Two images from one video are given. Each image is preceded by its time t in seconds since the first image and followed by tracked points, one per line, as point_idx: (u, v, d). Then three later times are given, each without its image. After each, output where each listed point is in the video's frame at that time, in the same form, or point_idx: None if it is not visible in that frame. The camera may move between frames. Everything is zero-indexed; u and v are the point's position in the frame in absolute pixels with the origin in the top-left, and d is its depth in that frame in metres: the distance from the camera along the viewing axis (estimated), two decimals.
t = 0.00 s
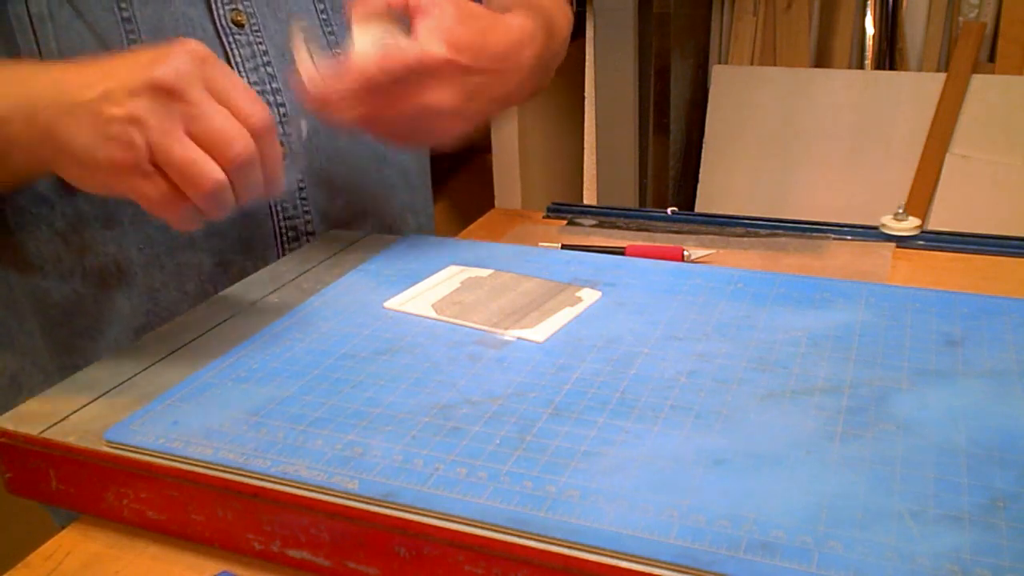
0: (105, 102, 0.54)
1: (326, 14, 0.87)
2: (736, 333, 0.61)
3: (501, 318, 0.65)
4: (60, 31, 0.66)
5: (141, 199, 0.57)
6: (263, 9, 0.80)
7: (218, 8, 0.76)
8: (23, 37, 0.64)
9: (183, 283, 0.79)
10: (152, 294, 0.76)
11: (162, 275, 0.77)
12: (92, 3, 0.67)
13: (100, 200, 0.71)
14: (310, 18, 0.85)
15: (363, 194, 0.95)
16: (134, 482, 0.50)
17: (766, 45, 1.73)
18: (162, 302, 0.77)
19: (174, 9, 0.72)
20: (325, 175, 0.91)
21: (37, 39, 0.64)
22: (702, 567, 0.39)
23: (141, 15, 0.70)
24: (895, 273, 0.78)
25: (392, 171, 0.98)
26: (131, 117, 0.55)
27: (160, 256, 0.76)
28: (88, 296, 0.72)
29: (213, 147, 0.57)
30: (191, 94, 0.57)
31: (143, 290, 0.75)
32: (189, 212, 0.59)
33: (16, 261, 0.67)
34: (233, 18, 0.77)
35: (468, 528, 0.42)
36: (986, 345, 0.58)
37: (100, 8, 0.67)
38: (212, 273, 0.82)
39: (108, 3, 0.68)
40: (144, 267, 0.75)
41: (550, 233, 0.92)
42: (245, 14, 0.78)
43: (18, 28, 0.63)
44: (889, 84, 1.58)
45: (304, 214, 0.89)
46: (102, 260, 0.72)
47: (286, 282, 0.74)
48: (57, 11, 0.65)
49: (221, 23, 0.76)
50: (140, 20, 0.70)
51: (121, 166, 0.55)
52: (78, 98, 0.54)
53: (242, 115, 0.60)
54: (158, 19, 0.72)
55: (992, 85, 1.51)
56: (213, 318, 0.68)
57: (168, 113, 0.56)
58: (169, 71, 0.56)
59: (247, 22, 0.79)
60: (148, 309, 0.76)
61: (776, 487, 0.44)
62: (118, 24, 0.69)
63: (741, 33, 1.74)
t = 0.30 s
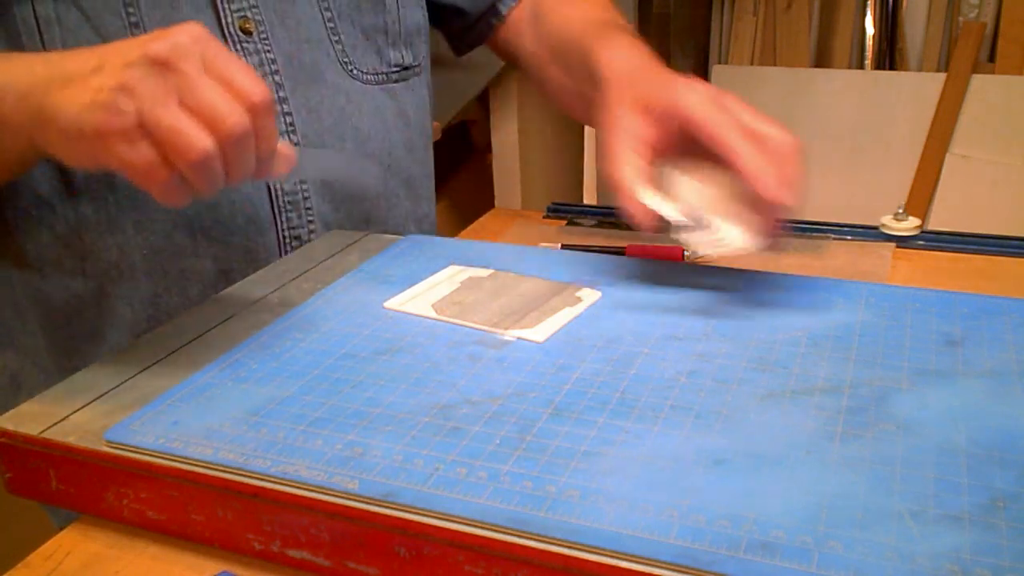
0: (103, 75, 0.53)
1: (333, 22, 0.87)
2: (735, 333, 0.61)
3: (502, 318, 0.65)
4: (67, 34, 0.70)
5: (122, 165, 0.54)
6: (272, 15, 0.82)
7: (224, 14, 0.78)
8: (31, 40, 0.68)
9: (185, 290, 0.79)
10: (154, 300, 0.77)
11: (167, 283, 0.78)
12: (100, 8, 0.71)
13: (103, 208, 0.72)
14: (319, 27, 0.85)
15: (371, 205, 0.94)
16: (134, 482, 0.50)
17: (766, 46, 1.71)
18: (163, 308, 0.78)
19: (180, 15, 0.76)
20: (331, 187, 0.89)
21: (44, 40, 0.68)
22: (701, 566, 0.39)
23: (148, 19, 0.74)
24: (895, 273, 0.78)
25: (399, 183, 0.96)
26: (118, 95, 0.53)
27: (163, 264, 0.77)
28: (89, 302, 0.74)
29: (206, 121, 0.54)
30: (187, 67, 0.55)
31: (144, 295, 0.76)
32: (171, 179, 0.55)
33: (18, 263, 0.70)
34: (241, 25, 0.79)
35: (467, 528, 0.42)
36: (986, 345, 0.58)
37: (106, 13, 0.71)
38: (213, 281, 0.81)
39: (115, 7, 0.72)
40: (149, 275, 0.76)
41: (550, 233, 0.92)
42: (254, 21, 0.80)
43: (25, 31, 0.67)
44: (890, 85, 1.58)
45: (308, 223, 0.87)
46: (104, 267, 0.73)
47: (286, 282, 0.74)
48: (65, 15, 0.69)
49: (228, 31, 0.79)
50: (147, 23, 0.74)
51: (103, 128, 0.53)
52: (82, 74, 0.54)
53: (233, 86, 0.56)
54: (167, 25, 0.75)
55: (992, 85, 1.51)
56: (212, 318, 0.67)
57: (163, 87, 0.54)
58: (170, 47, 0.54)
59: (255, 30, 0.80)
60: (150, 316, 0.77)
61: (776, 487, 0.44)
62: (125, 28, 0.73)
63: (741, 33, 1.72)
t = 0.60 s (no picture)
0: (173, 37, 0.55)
1: (343, 29, 0.88)
2: (735, 333, 0.61)
3: (501, 318, 0.65)
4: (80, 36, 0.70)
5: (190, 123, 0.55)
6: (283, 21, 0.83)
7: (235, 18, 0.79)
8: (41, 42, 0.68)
9: (188, 297, 0.79)
10: (154, 305, 0.77)
11: (167, 290, 0.78)
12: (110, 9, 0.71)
13: (107, 213, 0.73)
14: (328, 35, 0.87)
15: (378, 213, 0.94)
16: (134, 482, 0.50)
17: (766, 45, 1.72)
18: (164, 314, 0.78)
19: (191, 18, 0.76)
20: (336, 194, 0.89)
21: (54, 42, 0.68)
22: (701, 566, 0.39)
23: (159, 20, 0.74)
24: (895, 273, 0.78)
25: (404, 191, 0.96)
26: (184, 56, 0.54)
27: (166, 269, 0.77)
28: (86, 306, 0.74)
29: (277, 83, 0.55)
30: (255, 31, 0.56)
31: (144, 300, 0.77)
32: (240, 139, 0.55)
33: (19, 263, 0.70)
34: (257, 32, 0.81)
35: (468, 528, 0.42)
36: (986, 345, 0.58)
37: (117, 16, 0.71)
38: (216, 288, 0.81)
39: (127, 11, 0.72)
40: (150, 282, 0.76)
41: (550, 233, 0.92)
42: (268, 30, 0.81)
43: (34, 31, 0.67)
44: (889, 85, 1.58)
45: (313, 231, 0.87)
46: (105, 273, 0.74)
47: (285, 282, 0.74)
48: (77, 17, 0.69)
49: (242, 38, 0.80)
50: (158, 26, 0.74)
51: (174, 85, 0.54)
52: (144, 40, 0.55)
53: (297, 57, 0.57)
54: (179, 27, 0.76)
55: (992, 85, 1.52)
56: (212, 318, 0.68)
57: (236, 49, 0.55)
58: (240, 13, 0.56)
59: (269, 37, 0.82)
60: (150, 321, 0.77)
61: (776, 486, 0.44)
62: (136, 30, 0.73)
63: (741, 33, 1.72)
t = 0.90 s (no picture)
0: (233, 60, 0.59)
1: (356, 34, 0.89)
2: (736, 334, 0.61)
3: (501, 318, 0.65)
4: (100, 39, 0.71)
5: (252, 147, 0.59)
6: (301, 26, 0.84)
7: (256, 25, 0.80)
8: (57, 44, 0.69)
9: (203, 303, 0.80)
10: (170, 311, 0.78)
11: (185, 295, 0.79)
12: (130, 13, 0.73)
13: (125, 219, 0.74)
14: (344, 39, 0.88)
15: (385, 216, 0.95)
16: (133, 482, 0.50)
17: (766, 45, 1.72)
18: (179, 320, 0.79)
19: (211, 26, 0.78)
20: (349, 198, 0.91)
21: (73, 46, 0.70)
22: (702, 566, 0.39)
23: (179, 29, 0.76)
24: (895, 273, 0.78)
25: (412, 194, 0.97)
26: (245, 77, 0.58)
27: (184, 274, 0.78)
28: (99, 313, 0.74)
29: (329, 115, 0.61)
30: (310, 61, 0.61)
31: (158, 306, 0.77)
32: (293, 166, 0.61)
33: (34, 270, 0.71)
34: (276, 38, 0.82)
35: (467, 528, 0.42)
36: (986, 345, 0.58)
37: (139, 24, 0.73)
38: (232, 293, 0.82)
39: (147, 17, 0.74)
40: (167, 287, 0.78)
41: (550, 233, 0.92)
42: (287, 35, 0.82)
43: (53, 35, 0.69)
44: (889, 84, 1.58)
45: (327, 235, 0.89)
46: (121, 278, 0.74)
47: (286, 282, 0.74)
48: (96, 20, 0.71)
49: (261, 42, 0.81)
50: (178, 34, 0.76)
51: (243, 114, 0.58)
52: (201, 53, 0.58)
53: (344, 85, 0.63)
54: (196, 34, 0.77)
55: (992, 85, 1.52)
56: (214, 317, 0.68)
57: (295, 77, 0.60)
58: (293, 41, 0.60)
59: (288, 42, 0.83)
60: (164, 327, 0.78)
61: (776, 487, 0.44)
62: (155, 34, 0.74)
63: (741, 34, 1.73)
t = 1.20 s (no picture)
0: (273, 138, 0.58)
1: (361, 40, 0.89)
2: (736, 333, 0.61)
3: (501, 318, 0.65)
4: (115, 48, 0.70)
5: (285, 223, 0.62)
6: (311, 33, 0.84)
7: (269, 32, 0.80)
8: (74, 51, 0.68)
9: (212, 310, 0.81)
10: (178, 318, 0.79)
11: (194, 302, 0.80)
12: (149, 24, 0.72)
13: (138, 227, 0.74)
14: (350, 45, 0.88)
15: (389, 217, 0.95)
16: (134, 482, 0.50)
17: (766, 46, 1.72)
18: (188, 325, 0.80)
19: (225, 34, 0.77)
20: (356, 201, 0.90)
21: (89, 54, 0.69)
22: (701, 566, 0.39)
23: (193, 38, 0.75)
24: (895, 273, 0.78)
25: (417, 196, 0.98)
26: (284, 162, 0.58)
27: (195, 281, 0.79)
28: (109, 321, 0.74)
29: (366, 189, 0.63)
30: (350, 133, 0.62)
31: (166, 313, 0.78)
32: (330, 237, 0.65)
33: (41, 279, 0.70)
34: (284, 43, 0.81)
35: (467, 528, 0.42)
36: (986, 345, 0.58)
37: (155, 32, 0.72)
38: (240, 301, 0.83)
39: (162, 25, 0.72)
40: (178, 294, 0.78)
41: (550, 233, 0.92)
42: (294, 40, 0.82)
43: (68, 42, 0.68)
44: (890, 86, 1.58)
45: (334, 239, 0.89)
46: (132, 286, 0.75)
47: (286, 283, 0.74)
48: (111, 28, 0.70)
49: (270, 50, 0.80)
50: (192, 43, 0.75)
51: (281, 201, 0.60)
52: (239, 125, 0.57)
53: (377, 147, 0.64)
54: (210, 42, 0.76)
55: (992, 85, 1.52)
56: (214, 317, 0.68)
57: (334, 150, 0.61)
58: (335, 115, 0.60)
59: (295, 49, 0.82)
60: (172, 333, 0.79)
61: (776, 487, 0.44)
62: (170, 45, 0.73)
63: (741, 34, 1.73)
